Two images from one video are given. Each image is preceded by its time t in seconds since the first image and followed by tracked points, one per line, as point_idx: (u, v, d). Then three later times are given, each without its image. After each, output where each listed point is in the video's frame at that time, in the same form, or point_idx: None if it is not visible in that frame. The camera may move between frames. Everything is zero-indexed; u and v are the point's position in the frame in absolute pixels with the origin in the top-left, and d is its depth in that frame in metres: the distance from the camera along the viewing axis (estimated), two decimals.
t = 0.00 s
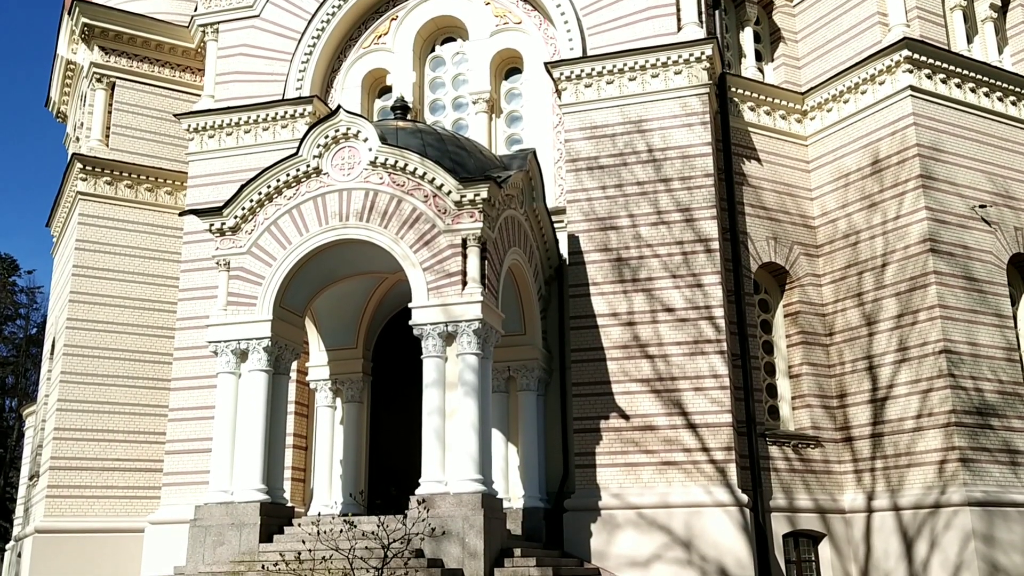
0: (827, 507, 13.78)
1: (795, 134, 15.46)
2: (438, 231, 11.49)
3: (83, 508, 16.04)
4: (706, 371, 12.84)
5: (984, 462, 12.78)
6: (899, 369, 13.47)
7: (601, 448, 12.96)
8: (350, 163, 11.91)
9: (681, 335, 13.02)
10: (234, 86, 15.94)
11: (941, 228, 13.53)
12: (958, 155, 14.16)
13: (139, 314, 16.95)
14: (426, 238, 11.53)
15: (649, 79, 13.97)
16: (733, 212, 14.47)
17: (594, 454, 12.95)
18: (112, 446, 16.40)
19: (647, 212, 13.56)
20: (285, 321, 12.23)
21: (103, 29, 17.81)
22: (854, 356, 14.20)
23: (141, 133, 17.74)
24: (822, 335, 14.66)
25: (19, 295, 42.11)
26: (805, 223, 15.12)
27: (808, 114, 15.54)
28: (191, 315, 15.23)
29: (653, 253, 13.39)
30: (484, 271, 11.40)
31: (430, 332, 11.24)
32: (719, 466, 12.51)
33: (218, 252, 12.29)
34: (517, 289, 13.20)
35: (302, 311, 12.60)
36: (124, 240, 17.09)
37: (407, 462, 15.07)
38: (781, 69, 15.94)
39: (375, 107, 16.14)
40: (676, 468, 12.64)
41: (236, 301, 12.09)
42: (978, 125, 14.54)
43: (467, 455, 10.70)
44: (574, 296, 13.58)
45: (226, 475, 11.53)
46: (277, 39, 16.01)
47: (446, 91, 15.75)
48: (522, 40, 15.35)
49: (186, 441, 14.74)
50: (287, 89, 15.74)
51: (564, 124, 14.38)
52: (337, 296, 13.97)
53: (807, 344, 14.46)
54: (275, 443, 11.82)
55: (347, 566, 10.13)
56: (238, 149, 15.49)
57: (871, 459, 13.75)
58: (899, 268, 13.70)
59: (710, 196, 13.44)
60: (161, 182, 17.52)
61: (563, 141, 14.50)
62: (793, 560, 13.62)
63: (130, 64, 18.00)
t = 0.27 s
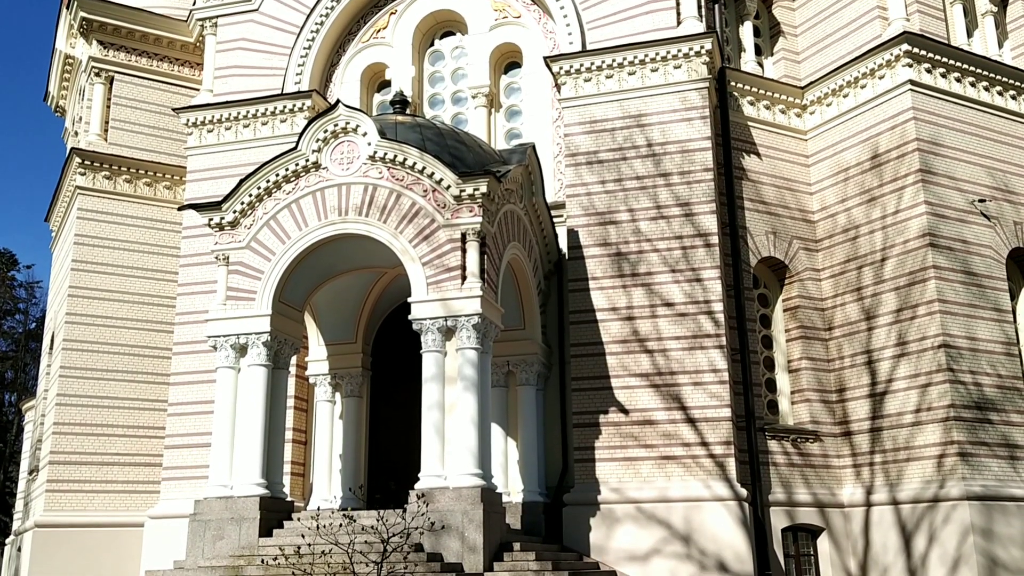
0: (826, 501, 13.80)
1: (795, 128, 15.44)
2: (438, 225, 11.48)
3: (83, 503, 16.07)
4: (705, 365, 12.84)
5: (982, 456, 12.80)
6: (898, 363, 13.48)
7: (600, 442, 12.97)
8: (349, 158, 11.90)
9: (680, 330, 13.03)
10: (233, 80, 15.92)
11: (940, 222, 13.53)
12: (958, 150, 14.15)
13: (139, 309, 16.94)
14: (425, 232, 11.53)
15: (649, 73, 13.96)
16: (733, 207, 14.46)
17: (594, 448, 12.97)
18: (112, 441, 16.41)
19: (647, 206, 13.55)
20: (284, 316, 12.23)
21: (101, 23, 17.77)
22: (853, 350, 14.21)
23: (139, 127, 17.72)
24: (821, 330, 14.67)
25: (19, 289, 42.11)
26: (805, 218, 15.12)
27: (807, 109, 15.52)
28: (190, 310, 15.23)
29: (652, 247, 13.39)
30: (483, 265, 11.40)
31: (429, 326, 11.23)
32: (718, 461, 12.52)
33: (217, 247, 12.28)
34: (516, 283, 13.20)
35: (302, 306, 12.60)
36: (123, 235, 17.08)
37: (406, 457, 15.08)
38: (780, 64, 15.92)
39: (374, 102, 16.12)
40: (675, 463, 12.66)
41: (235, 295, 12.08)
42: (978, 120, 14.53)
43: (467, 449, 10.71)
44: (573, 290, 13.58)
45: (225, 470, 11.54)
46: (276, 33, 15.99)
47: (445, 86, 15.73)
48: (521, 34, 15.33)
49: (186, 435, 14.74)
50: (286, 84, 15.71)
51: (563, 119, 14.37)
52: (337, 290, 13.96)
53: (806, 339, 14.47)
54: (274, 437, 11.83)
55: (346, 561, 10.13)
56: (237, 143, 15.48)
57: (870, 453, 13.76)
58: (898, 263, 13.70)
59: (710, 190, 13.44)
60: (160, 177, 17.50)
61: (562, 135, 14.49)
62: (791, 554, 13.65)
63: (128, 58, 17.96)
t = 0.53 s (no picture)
0: (825, 498, 13.81)
1: (794, 125, 15.44)
2: (437, 222, 11.47)
3: (82, 499, 16.07)
4: (704, 362, 12.85)
5: (981, 453, 12.81)
6: (897, 360, 13.49)
7: (599, 439, 12.98)
8: (348, 154, 11.88)
9: (680, 327, 13.03)
10: (232, 76, 15.90)
11: (939, 219, 13.53)
12: (957, 146, 14.15)
13: (138, 305, 16.93)
14: (425, 229, 11.52)
15: (648, 70, 13.95)
16: (732, 204, 14.46)
17: (593, 445, 12.97)
18: (111, 437, 16.40)
19: (646, 203, 13.55)
20: (283, 312, 12.22)
21: (100, 19, 17.75)
22: (852, 347, 14.21)
23: (138, 123, 17.70)
24: (820, 326, 14.67)
25: (18, 285, 42.09)
26: (804, 214, 15.11)
27: (807, 106, 15.51)
28: (190, 306, 15.22)
29: (651, 244, 13.39)
30: (483, 262, 11.40)
31: (429, 323, 11.22)
32: (717, 457, 12.53)
33: (216, 243, 12.27)
34: (515, 279, 13.20)
35: (301, 303, 12.59)
36: (121, 231, 17.07)
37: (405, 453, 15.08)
38: (780, 60, 15.91)
39: (373, 98, 16.10)
40: (674, 459, 12.67)
41: (234, 292, 12.07)
42: (978, 117, 14.53)
43: (466, 446, 10.71)
44: (573, 287, 13.57)
45: (224, 466, 11.54)
46: (275, 29, 15.97)
47: (445, 82, 15.71)
48: (520, 31, 15.31)
49: (185, 432, 14.74)
50: (285, 80, 15.70)
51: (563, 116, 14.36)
52: (336, 286, 13.93)
53: (805, 335, 14.47)
54: (274, 434, 11.83)
55: (346, 557, 10.14)
56: (235, 140, 15.46)
57: (868, 450, 13.77)
58: (897, 260, 13.70)
59: (709, 187, 13.43)
60: (159, 173, 17.49)
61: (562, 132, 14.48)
62: (790, 550, 13.66)
63: (126, 55, 17.94)
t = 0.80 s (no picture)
0: (823, 495, 13.82)
1: (794, 122, 15.43)
2: (437, 219, 11.47)
3: (81, 496, 16.06)
4: (703, 359, 12.85)
5: (980, 450, 12.82)
6: (896, 357, 13.49)
7: (598, 436, 12.98)
8: (347, 151, 11.88)
9: (679, 324, 13.03)
10: (231, 73, 15.89)
11: (938, 216, 13.53)
12: (957, 144, 14.15)
13: (137, 302, 16.92)
14: (424, 226, 11.51)
15: (648, 67, 13.94)
16: (732, 201, 14.46)
17: (592, 442, 12.98)
18: (110, 434, 16.39)
19: (646, 200, 13.54)
20: (283, 309, 12.22)
21: (99, 15, 17.73)
22: (851, 344, 14.22)
23: (137, 120, 17.68)
24: (819, 323, 14.67)
25: (17, 282, 42.10)
26: (803, 212, 15.11)
27: (806, 103, 15.51)
28: (189, 303, 15.22)
29: (651, 241, 13.39)
30: (482, 259, 11.41)
31: (428, 320, 11.22)
32: (716, 455, 12.53)
33: (215, 240, 12.26)
34: (515, 276, 13.20)
35: (300, 299, 12.59)
36: (121, 228, 17.06)
37: (404, 450, 15.09)
38: (780, 57, 15.91)
39: (372, 95, 16.09)
40: (673, 457, 12.67)
41: (234, 289, 12.07)
42: (977, 114, 14.53)
43: (465, 443, 10.71)
44: (572, 284, 13.57)
45: (224, 463, 11.53)
46: (274, 26, 15.95)
47: (444, 79, 15.69)
48: (520, 28, 15.31)
49: (184, 429, 14.73)
50: (284, 77, 15.69)
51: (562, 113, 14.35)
52: (337, 282, 13.92)
53: (804, 333, 14.47)
54: (273, 430, 11.83)
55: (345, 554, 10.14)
56: (235, 136, 15.44)
57: (867, 447, 13.78)
58: (897, 257, 13.70)
59: (708, 184, 13.43)
60: (158, 170, 17.48)
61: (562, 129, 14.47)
62: (789, 547, 13.67)
63: (126, 51, 17.93)
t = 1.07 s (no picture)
0: (823, 493, 13.83)
1: (794, 120, 15.42)
2: (436, 217, 11.46)
3: (80, 494, 16.06)
4: (702, 357, 12.85)
5: (979, 448, 12.83)
6: (896, 356, 13.50)
7: (598, 434, 12.99)
8: (347, 149, 11.87)
9: (678, 322, 13.03)
10: (230, 70, 15.88)
11: (938, 214, 13.53)
12: (956, 142, 14.15)
13: (136, 300, 16.91)
14: (424, 224, 11.50)
15: (647, 65, 13.93)
16: (731, 199, 14.46)
17: (592, 440, 12.98)
18: (110, 432, 16.39)
19: (645, 198, 13.54)
20: (282, 307, 12.22)
21: (99, 13, 17.72)
22: (850, 342, 14.22)
23: (137, 118, 17.67)
24: (818, 322, 14.68)
25: (17, 280, 42.10)
26: (803, 210, 15.11)
27: (806, 101, 15.50)
28: (188, 301, 15.22)
29: (650, 239, 13.39)
30: (482, 257, 11.41)
31: (427, 318, 11.21)
32: (715, 453, 12.54)
33: (215, 238, 12.26)
34: (514, 274, 13.20)
35: (300, 297, 12.59)
36: (120, 225, 17.05)
37: (404, 447, 15.09)
38: (779, 55, 15.90)
39: (372, 93, 16.08)
40: (673, 455, 12.67)
41: (233, 287, 12.06)
42: (977, 112, 14.52)
43: (465, 441, 10.71)
44: (572, 282, 13.57)
45: (223, 461, 11.53)
46: (273, 23, 15.94)
47: (444, 77, 15.69)
48: (520, 25, 15.30)
49: (183, 427, 14.73)
50: (283, 75, 15.68)
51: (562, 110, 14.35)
52: (337, 280, 13.89)
53: (803, 331, 14.48)
54: (272, 428, 11.83)
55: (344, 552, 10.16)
56: (234, 134, 15.43)
57: (866, 445, 13.78)
58: (896, 255, 13.70)
59: (708, 182, 13.42)
60: (157, 168, 17.47)
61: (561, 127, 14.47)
62: (788, 545, 13.68)
63: (125, 49, 17.92)
